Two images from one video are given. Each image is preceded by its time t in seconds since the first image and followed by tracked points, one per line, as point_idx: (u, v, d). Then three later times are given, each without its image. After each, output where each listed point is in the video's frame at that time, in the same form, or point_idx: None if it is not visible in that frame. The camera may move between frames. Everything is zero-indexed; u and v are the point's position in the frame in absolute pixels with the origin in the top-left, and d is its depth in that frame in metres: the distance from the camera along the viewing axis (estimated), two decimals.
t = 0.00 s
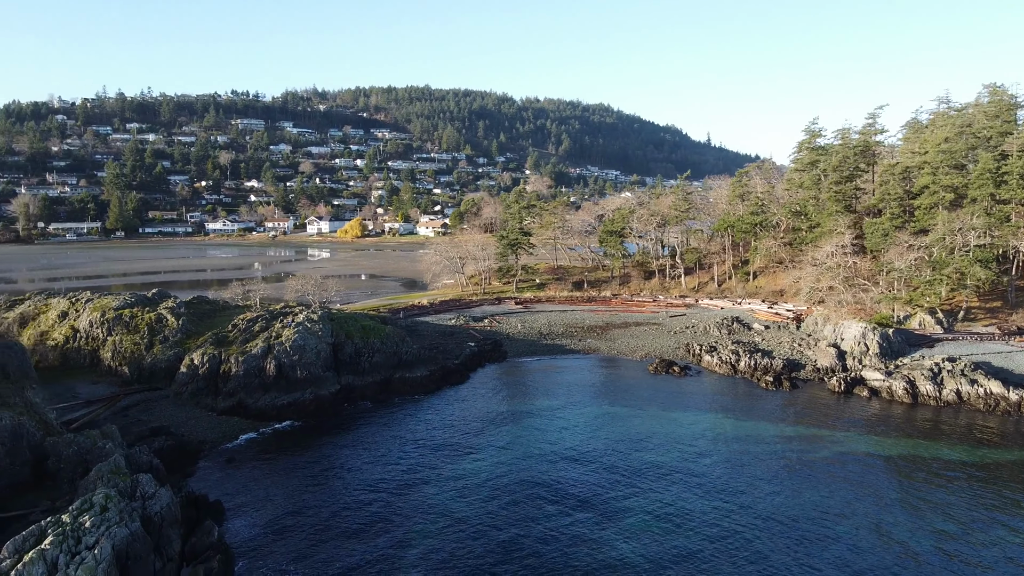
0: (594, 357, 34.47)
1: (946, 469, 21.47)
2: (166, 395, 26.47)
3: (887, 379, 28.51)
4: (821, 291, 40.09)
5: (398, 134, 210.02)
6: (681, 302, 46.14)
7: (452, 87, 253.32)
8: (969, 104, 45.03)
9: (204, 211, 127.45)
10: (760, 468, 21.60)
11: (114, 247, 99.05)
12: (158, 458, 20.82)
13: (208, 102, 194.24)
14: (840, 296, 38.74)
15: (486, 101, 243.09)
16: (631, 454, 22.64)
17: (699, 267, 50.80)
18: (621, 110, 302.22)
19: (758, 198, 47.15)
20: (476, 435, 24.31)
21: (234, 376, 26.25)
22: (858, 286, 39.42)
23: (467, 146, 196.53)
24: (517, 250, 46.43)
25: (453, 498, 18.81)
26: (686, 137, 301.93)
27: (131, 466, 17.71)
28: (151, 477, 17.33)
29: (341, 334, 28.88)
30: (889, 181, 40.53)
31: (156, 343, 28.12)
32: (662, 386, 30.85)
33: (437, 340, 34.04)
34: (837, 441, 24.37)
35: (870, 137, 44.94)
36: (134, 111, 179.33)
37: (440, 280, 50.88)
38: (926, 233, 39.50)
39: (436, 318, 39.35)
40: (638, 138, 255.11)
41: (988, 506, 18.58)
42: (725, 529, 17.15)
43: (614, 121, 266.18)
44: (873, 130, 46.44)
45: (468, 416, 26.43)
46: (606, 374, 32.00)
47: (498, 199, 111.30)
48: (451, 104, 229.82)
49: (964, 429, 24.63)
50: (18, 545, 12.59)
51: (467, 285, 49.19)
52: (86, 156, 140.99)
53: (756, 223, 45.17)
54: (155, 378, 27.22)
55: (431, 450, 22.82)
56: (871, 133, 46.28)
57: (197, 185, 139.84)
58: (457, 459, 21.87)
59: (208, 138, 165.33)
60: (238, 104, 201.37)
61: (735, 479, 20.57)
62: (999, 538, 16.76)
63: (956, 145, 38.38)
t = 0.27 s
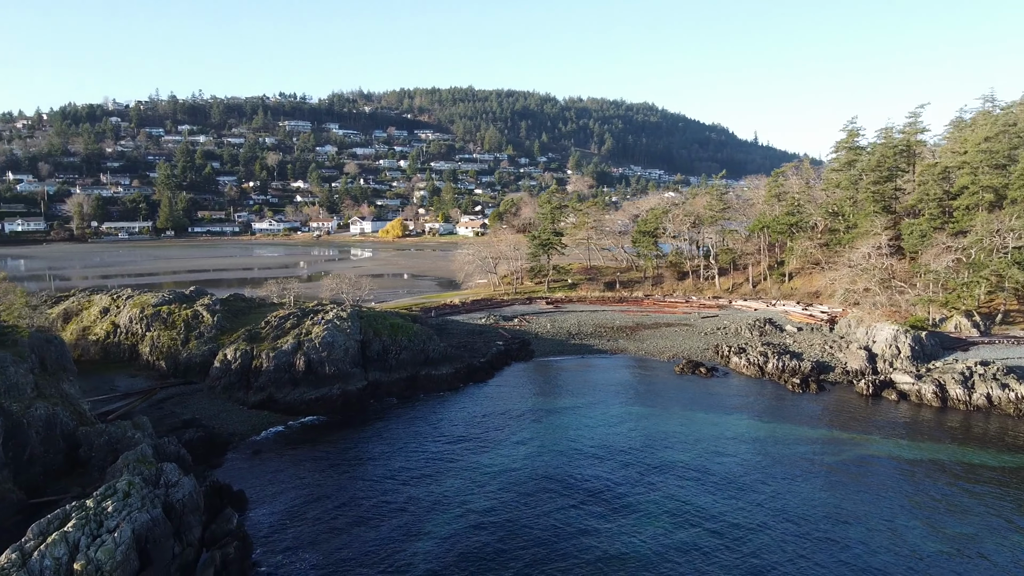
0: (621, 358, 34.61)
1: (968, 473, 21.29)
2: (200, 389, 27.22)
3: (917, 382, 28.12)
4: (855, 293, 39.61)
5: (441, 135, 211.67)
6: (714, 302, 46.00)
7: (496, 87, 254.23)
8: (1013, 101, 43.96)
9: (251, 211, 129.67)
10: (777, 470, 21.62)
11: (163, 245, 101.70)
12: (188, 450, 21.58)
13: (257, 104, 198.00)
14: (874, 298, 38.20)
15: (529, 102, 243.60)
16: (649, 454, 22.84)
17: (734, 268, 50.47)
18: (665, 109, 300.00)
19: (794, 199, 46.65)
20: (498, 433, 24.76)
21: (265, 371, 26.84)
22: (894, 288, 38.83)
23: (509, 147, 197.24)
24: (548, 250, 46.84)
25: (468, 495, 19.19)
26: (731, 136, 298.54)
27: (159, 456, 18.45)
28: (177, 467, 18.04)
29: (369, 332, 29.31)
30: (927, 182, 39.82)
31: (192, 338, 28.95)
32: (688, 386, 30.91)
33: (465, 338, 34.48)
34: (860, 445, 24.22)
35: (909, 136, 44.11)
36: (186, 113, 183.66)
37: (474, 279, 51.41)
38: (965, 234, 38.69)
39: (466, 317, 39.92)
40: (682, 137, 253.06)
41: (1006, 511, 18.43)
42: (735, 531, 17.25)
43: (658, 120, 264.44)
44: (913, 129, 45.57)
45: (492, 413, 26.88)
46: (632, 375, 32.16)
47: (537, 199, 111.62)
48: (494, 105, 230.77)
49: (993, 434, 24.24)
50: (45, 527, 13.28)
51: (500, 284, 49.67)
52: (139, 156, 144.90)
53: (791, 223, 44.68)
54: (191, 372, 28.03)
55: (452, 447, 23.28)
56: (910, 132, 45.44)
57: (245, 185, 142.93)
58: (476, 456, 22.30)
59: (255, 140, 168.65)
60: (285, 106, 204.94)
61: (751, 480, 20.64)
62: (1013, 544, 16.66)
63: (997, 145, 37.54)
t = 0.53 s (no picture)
0: (649, 360, 34.73)
1: (990, 477, 21.06)
2: (233, 383, 27.87)
3: (946, 386, 27.70)
4: (890, 295, 39.06)
5: (484, 136, 212.83)
6: (747, 303, 45.74)
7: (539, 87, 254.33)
8: None
9: (298, 211, 130.82)
10: (793, 470, 21.63)
11: (210, 244, 104.02)
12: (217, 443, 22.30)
13: (303, 106, 201.15)
14: (909, 301, 37.60)
15: (571, 102, 243.46)
16: (666, 453, 23.02)
17: (769, 269, 50.04)
18: (710, 108, 296.86)
19: (831, 199, 46.04)
20: (520, 429, 25.20)
21: (294, 366, 27.39)
22: (930, 290, 38.16)
23: (551, 147, 197.44)
24: (580, 251, 47.24)
25: (483, 493, 19.58)
26: (778, 134, 294.44)
27: (186, 447, 19.17)
28: (202, 458, 18.73)
29: (396, 330, 29.77)
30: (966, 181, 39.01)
31: (226, 334, 29.60)
32: (713, 389, 30.93)
33: (492, 337, 35.02)
34: (881, 447, 24.06)
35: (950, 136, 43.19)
36: (234, 115, 187.63)
37: (506, 279, 51.88)
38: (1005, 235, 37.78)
39: (497, 316, 40.63)
40: (727, 136, 250.40)
41: None
42: (744, 533, 17.34)
43: (702, 118, 262.20)
44: (955, 128, 44.55)
45: (516, 409, 27.31)
46: (659, 377, 32.33)
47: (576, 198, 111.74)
48: (537, 105, 230.98)
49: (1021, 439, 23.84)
50: (71, 510, 13.98)
51: (532, 284, 50.07)
52: (188, 157, 148.34)
53: (827, 224, 44.02)
54: (225, 367, 28.70)
55: (472, 443, 23.73)
56: (952, 131, 44.44)
57: (290, 185, 144.86)
58: (495, 452, 22.71)
59: (301, 141, 171.46)
60: (330, 107, 207.87)
61: (766, 480, 20.69)
62: None
63: None
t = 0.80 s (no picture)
0: (675, 361, 34.83)
1: (1010, 482, 20.85)
2: (264, 379, 28.42)
3: (975, 390, 27.33)
4: (925, 297, 38.48)
5: (525, 136, 213.40)
6: (780, 305, 45.33)
7: (581, 87, 253.89)
8: None
9: (341, 211, 132.35)
10: (808, 472, 21.63)
11: (254, 243, 106.22)
12: (243, 435, 23.01)
13: (347, 107, 203.96)
14: (944, 304, 36.99)
15: (613, 101, 242.67)
16: (682, 451, 23.16)
17: (803, 270, 49.56)
18: (755, 107, 293.05)
19: (866, 200, 45.38)
20: (539, 425, 25.58)
21: (322, 363, 27.90)
22: (966, 293, 37.50)
23: (592, 146, 197.16)
24: (611, 251, 47.64)
25: (496, 490, 19.92)
26: (824, 133, 289.59)
27: (211, 438, 19.88)
28: (226, 449, 19.42)
29: (422, 328, 30.28)
30: (1005, 182, 38.18)
31: (259, 331, 30.25)
32: (738, 390, 30.89)
33: (519, 335, 35.76)
34: (902, 449, 23.87)
35: (991, 136, 42.26)
36: (280, 117, 191.08)
37: (539, 279, 52.29)
38: None
39: (526, 315, 41.38)
40: (772, 134, 247.04)
41: None
42: (751, 538, 17.41)
43: (747, 117, 259.09)
44: (997, 127, 43.53)
45: (537, 406, 27.71)
46: (683, 377, 32.43)
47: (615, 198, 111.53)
48: (579, 106, 230.70)
49: None
50: (95, 497, 14.68)
51: (564, 284, 50.46)
52: (235, 158, 151.55)
53: (862, 225, 43.27)
54: (256, 362, 29.30)
55: (491, 438, 24.21)
56: (993, 130, 43.45)
57: (333, 185, 146.90)
58: (512, 449, 23.08)
59: (345, 143, 173.90)
60: (374, 109, 210.39)
61: (780, 482, 20.72)
62: None
63: None
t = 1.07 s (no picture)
0: (695, 362, 34.87)
1: None
2: (287, 375, 28.85)
3: (997, 393, 26.96)
4: (952, 299, 37.94)
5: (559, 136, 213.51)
6: (807, 306, 44.89)
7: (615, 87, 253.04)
8: None
9: (373, 211, 133.44)
10: (820, 473, 21.57)
11: (289, 242, 107.76)
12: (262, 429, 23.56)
13: (382, 109, 205.84)
14: (972, 306, 36.44)
15: (648, 100, 241.58)
16: (694, 450, 23.26)
17: (831, 271, 49.08)
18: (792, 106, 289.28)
19: (895, 200, 44.79)
20: (553, 423, 25.87)
21: (343, 360, 28.36)
22: (994, 294, 36.89)
23: (626, 146, 196.55)
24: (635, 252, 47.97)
25: (504, 485, 20.20)
26: (864, 132, 285.01)
27: (229, 432, 20.46)
28: (243, 442, 19.97)
29: (441, 327, 30.71)
30: None
31: (283, 329, 30.73)
32: (758, 392, 30.80)
33: (539, 334, 36.28)
34: (914, 451, 23.72)
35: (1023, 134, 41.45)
36: (317, 118, 193.64)
37: (564, 279, 52.55)
38: None
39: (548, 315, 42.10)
40: (810, 133, 243.84)
41: None
42: (755, 536, 17.53)
43: (784, 115, 256.04)
44: None
45: (553, 404, 27.99)
46: (702, 378, 32.48)
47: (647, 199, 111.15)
48: (613, 106, 229.92)
49: None
50: (112, 486, 15.28)
51: (589, 284, 50.71)
52: (272, 158, 153.85)
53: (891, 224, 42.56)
54: (280, 359, 29.76)
55: (505, 434, 24.56)
56: None
57: (367, 186, 148.25)
58: (524, 445, 23.31)
59: (379, 144, 175.55)
60: (409, 110, 212.01)
61: (788, 482, 20.74)
62: None
63: None
